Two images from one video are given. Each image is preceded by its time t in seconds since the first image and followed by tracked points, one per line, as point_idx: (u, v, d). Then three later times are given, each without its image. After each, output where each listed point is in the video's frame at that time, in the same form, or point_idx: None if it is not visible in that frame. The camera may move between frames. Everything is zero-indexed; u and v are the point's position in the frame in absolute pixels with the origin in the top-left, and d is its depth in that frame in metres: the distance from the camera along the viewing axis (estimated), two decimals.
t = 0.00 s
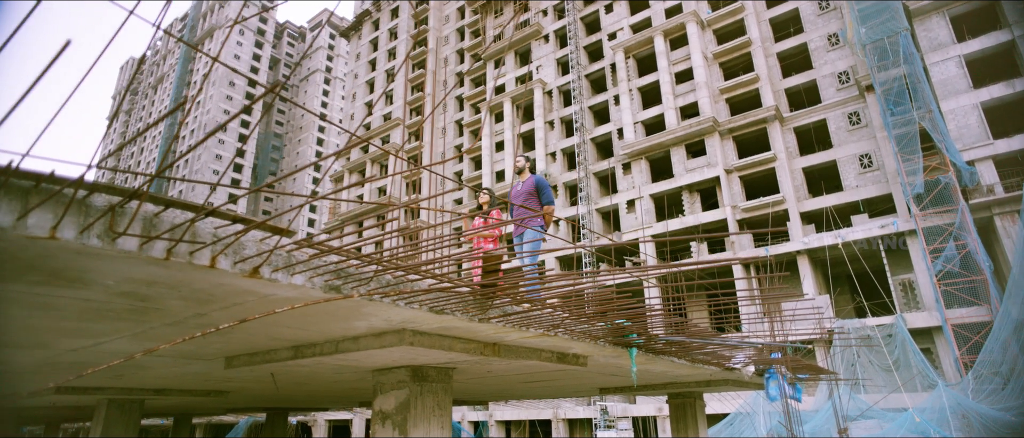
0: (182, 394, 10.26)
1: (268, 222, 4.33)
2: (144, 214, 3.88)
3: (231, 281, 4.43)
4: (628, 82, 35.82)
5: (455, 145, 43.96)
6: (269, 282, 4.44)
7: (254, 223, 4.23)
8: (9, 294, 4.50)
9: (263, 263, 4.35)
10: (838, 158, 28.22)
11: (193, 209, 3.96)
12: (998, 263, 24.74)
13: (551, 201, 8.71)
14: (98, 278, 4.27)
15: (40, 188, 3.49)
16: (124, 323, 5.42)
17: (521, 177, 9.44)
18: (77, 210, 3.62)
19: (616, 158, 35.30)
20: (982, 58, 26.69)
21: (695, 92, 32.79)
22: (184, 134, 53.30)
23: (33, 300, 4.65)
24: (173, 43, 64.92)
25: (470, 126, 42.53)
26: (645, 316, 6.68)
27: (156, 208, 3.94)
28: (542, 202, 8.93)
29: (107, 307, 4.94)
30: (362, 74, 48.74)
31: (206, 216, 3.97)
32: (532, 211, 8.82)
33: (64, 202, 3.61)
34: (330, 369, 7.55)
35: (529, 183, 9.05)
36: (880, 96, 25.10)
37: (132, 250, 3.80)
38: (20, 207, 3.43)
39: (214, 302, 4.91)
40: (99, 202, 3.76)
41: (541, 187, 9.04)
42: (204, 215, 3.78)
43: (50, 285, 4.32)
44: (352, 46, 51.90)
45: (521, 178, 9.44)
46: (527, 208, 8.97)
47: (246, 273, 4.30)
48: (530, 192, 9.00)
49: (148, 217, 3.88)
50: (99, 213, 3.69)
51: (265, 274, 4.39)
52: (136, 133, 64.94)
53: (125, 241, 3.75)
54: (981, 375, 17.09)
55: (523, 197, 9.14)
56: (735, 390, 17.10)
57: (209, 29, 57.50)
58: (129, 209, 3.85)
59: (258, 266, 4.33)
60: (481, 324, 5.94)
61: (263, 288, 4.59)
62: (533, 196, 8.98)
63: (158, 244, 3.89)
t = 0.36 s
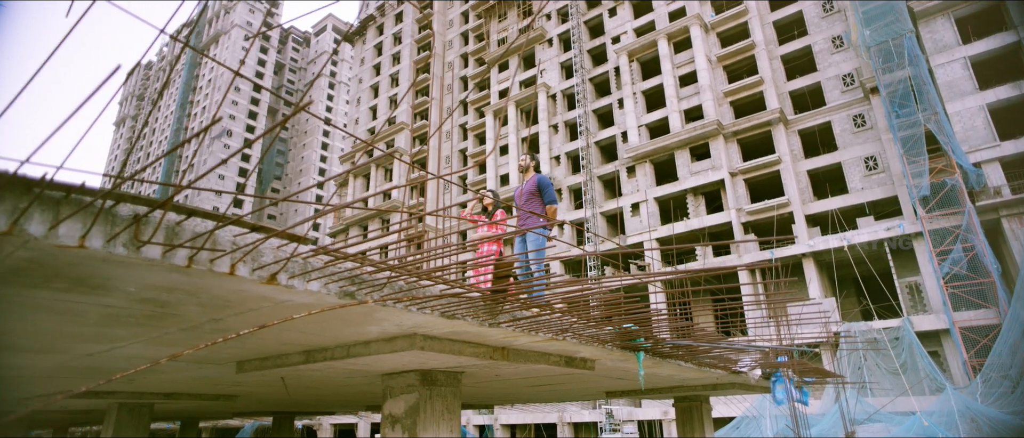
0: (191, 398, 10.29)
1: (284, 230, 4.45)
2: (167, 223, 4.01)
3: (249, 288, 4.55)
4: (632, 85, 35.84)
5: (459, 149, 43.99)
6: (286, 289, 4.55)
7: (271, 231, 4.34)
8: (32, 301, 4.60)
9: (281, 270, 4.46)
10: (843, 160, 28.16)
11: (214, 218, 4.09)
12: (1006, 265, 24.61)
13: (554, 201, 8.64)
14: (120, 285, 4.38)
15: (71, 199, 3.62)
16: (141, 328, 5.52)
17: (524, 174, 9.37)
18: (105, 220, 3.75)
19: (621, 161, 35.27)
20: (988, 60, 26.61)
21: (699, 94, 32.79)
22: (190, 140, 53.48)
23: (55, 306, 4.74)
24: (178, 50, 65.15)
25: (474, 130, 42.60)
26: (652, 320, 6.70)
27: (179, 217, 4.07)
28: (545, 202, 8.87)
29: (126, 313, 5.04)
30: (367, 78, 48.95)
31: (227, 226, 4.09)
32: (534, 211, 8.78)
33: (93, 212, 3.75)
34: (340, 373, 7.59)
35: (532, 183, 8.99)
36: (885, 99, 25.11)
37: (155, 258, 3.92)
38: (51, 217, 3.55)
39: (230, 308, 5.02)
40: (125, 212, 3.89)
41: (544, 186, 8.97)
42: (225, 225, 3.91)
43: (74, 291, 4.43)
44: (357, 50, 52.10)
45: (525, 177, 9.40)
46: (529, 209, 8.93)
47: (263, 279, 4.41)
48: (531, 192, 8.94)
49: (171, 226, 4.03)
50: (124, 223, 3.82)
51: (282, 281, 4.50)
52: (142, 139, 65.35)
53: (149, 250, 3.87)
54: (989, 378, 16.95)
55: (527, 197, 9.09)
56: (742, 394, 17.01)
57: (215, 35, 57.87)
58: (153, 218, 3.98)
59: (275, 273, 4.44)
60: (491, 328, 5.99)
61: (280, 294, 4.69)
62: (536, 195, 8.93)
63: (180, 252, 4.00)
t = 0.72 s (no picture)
0: (199, 405, 10.32)
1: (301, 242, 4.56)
2: (190, 236, 4.14)
3: (267, 298, 4.67)
4: (636, 92, 35.89)
5: (463, 156, 44.05)
6: (302, 299, 4.67)
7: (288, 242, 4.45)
8: (54, 311, 4.70)
9: (297, 281, 4.57)
10: (848, 166, 28.09)
11: (233, 230, 4.22)
12: (1014, 270, 24.45)
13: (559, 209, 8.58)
14: (141, 296, 4.50)
15: (100, 213, 3.78)
16: (158, 337, 5.58)
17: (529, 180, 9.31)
18: (131, 233, 3.91)
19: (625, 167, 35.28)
20: (992, 65, 26.56)
21: (703, 101, 32.83)
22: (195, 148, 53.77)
23: (76, 316, 4.83)
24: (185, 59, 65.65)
25: (478, 137, 42.68)
26: (661, 328, 6.69)
27: (201, 230, 4.21)
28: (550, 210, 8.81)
29: (144, 322, 5.12)
30: (372, 87, 49.17)
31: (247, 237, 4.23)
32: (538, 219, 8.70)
33: (120, 225, 3.90)
34: (349, 382, 7.61)
35: (536, 189, 8.92)
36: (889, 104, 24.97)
37: (178, 270, 4.07)
38: (81, 230, 3.72)
39: (245, 318, 5.10)
40: (149, 224, 4.05)
41: (549, 193, 8.92)
42: (244, 237, 4.03)
43: (97, 301, 4.53)
44: (362, 59, 52.37)
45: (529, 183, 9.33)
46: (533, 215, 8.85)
47: (281, 290, 4.53)
48: (536, 198, 8.87)
49: (193, 238, 4.17)
50: (149, 235, 3.98)
51: (298, 291, 4.62)
52: (149, 148, 65.76)
53: (172, 261, 4.03)
54: (1000, 385, 16.84)
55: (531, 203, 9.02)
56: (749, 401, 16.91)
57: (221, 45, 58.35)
58: (176, 231, 4.12)
59: (292, 284, 4.56)
60: (501, 337, 6.01)
61: (296, 304, 4.81)
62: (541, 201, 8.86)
63: (201, 263, 4.16)
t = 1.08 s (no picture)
0: (209, 410, 10.35)
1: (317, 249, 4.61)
2: (211, 244, 4.22)
3: (284, 305, 4.73)
4: (640, 96, 35.90)
5: (468, 160, 44.10)
6: (318, 305, 4.73)
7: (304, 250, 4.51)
8: (77, 317, 4.76)
9: (314, 288, 4.64)
10: (854, 168, 28.00)
11: (252, 239, 4.29)
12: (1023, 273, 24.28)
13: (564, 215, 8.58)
14: (162, 302, 4.56)
15: (126, 223, 3.85)
16: (173, 343, 5.62)
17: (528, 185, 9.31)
18: (155, 242, 3.98)
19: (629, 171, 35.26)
20: (999, 67, 26.46)
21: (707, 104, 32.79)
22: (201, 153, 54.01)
23: (96, 321, 4.89)
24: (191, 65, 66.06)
25: (483, 142, 42.72)
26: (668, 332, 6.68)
27: (221, 237, 4.27)
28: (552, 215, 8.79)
29: (161, 328, 5.16)
30: (376, 91, 49.31)
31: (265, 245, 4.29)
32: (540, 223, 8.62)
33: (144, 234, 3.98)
34: (359, 386, 7.62)
35: (540, 193, 8.88)
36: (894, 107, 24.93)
37: (200, 277, 4.14)
38: (109, 240, 3.80)
39: (261, 323, 5.14)
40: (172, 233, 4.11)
41: (553, 199, 8.92)
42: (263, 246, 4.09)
43: (118, 308, 4.59)
44: (366, 64, 52.55)
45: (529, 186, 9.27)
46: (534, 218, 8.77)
47: (298, 297, 4.58)
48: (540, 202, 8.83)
49: (214, 246, 4.24)
50: (172, 244, 4.04)
51: (315, 297, 4.68)
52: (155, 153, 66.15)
53: (194, 270, 4.10)
54: (1009, 389, 16.80)
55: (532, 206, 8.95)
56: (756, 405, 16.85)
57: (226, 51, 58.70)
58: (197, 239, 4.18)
59: (309, 290, 4.62)
60: (511, 342, 6.02)
61: (311, 310, 4.86)
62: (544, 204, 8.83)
63: (222, 271, 4.23)
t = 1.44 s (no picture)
0: (219, 410, 10.40)
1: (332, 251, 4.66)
2: (231, 247, 4.29)
3: (300, 306, 4.78)
4: (645, 95, 35.87)
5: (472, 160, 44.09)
6: (333, 307, 4.78)
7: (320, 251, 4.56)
8: (98, 319, 4.81)
9: (331, 289, 4.69)
10: (860, 167, 27.90)
11: (271, 243, 4.36)
12: None
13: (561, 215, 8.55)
14: (182, 304, 4.61)
15: (151, 227, 3.92)
16: (189, 344, 5.67)
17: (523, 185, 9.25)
18: (178, 246, 4.03)
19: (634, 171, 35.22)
20: (1005, 64, 26.34)
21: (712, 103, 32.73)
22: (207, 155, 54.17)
23: (115, 323, 4.94)
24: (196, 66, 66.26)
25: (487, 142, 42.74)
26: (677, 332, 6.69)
27: (241, 241, 4.33)
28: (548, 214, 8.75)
29: (179, 330, 5.22)
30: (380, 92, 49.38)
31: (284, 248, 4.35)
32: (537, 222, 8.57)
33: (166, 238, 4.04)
34: (369, 386, 7.66)
35: (537, 192, 8.85)
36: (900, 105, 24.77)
37: (220, 280, 4.21)
38: (134, 245, 3.86)
39: (276, 324, 5.18)
40: (193, 237, 4.17)
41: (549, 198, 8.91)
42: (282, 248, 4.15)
43: (139, 310, 4.64)
44: (370, 65, 52.63)
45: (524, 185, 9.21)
46: (530, 217, 8.72)
47: (315, 299, 4.64)
48: (537, 201, 8.80)
49: (234, 250, 4.30)
50: (194, 248, 4.11)
51: (331, 300, 4.74)
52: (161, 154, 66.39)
53: (216, 272, 4.17)
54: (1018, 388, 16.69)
55: (528, 206, 8.91)
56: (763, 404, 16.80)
57: (231, 52, 58.88)
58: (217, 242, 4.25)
59: (325, 293, 4.67)
60: (521, 342, 6.06)
61: (326, 312, 4.91)
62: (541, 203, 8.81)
63: (241, 274, 4.29)
